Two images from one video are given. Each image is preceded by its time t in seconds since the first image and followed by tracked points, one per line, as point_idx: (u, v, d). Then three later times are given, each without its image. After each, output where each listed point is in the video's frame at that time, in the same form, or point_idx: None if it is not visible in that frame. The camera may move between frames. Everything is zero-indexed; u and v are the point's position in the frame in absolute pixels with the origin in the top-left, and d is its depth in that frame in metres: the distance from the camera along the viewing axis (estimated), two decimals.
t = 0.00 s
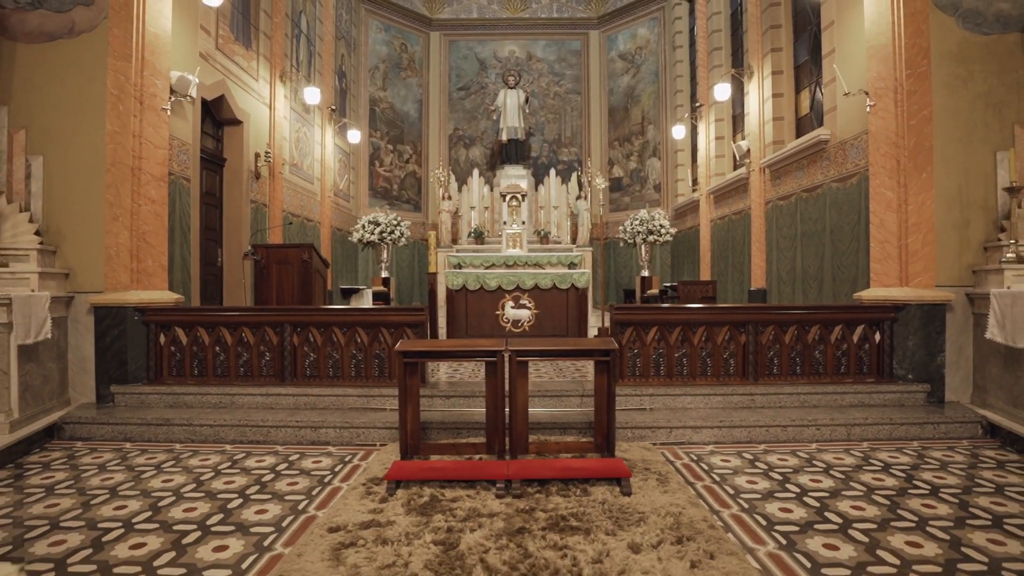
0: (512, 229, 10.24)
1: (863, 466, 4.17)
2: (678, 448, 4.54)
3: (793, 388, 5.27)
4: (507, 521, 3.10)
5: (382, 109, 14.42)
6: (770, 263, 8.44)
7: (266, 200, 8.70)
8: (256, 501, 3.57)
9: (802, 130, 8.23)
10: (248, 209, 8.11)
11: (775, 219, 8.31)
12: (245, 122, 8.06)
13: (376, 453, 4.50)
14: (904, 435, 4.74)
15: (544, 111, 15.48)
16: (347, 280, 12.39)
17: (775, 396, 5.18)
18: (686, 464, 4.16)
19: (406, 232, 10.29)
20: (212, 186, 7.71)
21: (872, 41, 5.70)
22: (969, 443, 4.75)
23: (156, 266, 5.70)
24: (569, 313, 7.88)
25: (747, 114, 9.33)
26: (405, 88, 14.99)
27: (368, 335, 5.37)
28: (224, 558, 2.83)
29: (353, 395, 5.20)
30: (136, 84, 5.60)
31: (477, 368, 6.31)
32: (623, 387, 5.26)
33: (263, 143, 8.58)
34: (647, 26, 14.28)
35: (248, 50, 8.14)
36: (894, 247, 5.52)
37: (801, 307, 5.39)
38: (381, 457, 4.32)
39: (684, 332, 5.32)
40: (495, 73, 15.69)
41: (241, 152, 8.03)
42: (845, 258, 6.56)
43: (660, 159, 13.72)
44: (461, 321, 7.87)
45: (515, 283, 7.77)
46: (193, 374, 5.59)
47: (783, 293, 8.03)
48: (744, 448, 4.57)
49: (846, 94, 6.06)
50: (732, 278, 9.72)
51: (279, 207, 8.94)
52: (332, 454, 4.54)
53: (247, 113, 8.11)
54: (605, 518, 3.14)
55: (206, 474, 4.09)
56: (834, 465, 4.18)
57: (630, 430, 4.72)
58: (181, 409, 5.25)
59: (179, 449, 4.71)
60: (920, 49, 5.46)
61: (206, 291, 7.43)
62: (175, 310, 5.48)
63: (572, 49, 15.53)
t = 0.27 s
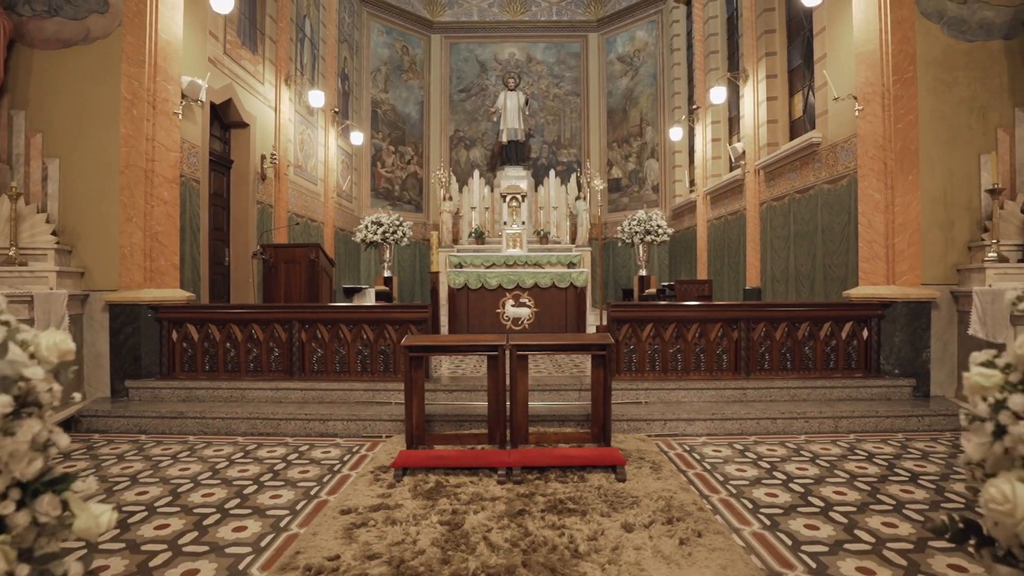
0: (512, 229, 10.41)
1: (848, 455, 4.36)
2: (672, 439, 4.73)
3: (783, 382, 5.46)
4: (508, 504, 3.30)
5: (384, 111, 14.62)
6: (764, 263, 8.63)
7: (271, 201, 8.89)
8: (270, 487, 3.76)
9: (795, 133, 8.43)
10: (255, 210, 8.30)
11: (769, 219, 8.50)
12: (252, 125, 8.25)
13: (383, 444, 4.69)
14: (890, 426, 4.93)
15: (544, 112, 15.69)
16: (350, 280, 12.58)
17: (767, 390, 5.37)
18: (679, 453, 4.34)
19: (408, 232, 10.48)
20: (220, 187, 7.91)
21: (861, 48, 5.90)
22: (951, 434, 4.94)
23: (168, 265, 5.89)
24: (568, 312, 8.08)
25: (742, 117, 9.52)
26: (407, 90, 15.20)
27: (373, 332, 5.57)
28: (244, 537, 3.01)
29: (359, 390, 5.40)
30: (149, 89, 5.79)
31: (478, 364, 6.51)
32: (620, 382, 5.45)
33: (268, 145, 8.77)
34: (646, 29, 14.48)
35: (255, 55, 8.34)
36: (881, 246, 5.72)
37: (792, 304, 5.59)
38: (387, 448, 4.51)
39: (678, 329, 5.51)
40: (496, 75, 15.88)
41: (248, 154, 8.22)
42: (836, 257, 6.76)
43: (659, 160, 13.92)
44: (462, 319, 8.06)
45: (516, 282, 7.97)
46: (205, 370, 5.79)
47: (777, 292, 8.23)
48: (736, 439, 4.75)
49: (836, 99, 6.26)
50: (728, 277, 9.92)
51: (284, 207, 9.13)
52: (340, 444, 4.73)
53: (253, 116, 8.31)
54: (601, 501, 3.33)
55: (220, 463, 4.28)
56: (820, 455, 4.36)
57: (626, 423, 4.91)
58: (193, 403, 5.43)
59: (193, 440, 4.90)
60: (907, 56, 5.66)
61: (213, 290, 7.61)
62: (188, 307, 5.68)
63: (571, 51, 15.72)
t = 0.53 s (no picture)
0: (512, 230, 10.57)
1: (835, 448, 4.53)
2: (667, 433, 4.90)
3: (775, 379, 5.63)
4: (509, 493, 3.46)
5: (385, 112, 14.79)
6: (760, 263, 8.80)
7: (276, 202, 9.06)
8: (280, 477, 3.92)
9: (789, 136, 8.60)
10: (260, 211, 8.46)
11: (765, 220, 8.67)
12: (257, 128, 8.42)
13: (387, 438, 4.86)
14: (877, 421, 5.09)
15: (543, 114, 15.86)
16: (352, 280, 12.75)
17: (759, 387, 5.54)
18: (673, 446, 4.51)
19: (409, 233, 10.65)
20: (226, 189, 8.08)
21: (851, 54, 6.07)
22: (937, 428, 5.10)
23: (178, 265, 6.06)
24: (567, 311, 8.26)
25: (738, 120, 9.70)
26: (408, 93, 15.38)
27: (378, 330, 5.74)
28: (259, 523, 3.18)
29: (364, 386, 5.56)
30: (160, 94, 5.96)
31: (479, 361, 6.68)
32: (617, 378, 5.61)
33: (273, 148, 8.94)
34: (644, 31, 14.65)
35: (260, 59, 8.51)
36: (871, 247, 5.89)
37: (784, 304, 5.76)
38: (392, 441, 4.67)
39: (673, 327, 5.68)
40: (496, 77, 16.04)
41: (253, 157, 8.39)
42: (828, 257, 6.93)
43: (657, 162, 14.09)
44: (463, 318, 8.23)
45: (516, 282, 8.15)
46: (214, 367, 5.94)
47: (772, 291, 8.39)
48: (729, 433, 4.92)
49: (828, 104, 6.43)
50: (724, 278, 10.09)
51: (288, 209, 9.30)
52: (347, 438, 4.90)
53: (258, 119, 8.47)
54: (597, 490, 3.50)
55: (231, 456, 4.45)
56: (809, 448, 4.52)
57: (623, 418, 5.08)
58: (203, 398, 5.58)
59: (204, 435, 5.06)
60: (895, 62, 5.83)
61: (220, 289, 7.78)
62: (197, 306, 5.84)
63: (571, 54, 15.89)
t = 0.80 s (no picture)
0: (512, 231, 10.74)
1: (823, 441, 4.68)
2: (661, 427, 5.06)
3: (767, 376, 5.79)
4: (509, 482, 3.63)
5: (387, 114, 14.96)
6: (755, 263, 8.96)
7: (280, 204, 9.22)
8: (289, 468, 4.08)
9: (784, 138, 8.77)
10: (264, 212, 8.61)
11: (760, 221, 8.82)
12: (261, 131, 8.58)
13: (392, 432, 5.02)
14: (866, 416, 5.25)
15: (543, 116, 16.03)
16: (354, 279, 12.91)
17: (752, 383, 5.69)
18: (667, 440, 4.66)
19: (411, 233, 10.82)
20: (232, 190, 8.24)
21: (842, 61, 6.23)
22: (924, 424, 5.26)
23: (187, 265, 6.23)
24: (565, 310, 8.43)
25: (734, 122, 9.86)
26: (409, 95, 15.55)
27: (381, 329, 5.91)
28: (271, 510, 3.34)
29: (368, 383, 5.72)
30: (169, 99, 6.13)
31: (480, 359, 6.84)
32: (613, 376, 5.78)
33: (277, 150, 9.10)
34: (642, 34, 14.82)
35: (265, 63, 8.68)
36: (861, 248, 6.06)
37: (777, 302, 5.92)
38: (396, 436, 4.84)
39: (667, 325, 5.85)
40: (496, 79, 16.20)
41: (258, 159, 8.55)
42: (820, 258, 7.09)
43: (655, 163, 14.26)
44: (464, 317, 8.40)
45: (515, 282, 8.32)
46: (222, 364, 6.07)
47: (766, 291, 8.56)
48: (722, 428, 5.07)
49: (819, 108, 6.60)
50: (721, 278, 10.25)
51: (292, 210, 9.46)
52: (351, 433, 5.06)
53: (263, 122, 8.64)
54: (593, 480, 3.67)
55: (240, 449, 4.60)
56: (798, 441, 4.68)
57: (619, 413, 5.23)
58: (212, 395, 5.73)
59: (213, 429, 5.22)
60: (884, 69, 6.00)
61: (225, 289, 7.93)
62: (205, 305, 5.98)
63: (570, 56, 16.05)
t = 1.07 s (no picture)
0: (512, 231, 10.89)
1: (814, 436, 4.83)
2: (657, 423, 5.21)
3: (761, 373, 5.94)
4: (508, 474, 3.79)
5: (388, 116, 15.13)
6: (751, 263, 9.11)
7: (284, 205, 9.38)
8: (297, 461, 4.23)
9: (778, 140, 8.93)
10: (268, 214, 8.75)
11: (755, 222, 8.98)
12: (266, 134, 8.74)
13: (395, 427, 5.17)
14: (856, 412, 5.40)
15: (542, 117, 16.19)
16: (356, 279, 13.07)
17: (745, 380, 5.84)
18: (662, 435, 4.81)
19: (412, 234, 10.97)
20: (237, 192, 8.40)
21: (833, 66, 6.38)
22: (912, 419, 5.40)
23: (195, 265, 6.37)
24: (564, 309, 8.59)
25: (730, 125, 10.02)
26: (410, 96, 15.71)
27: (384, 327, 6.06)
28: (282, 499, 3.49)
29: (371, 380, 5.88)
30: (177, 103, 6.28)
31: (480, 357, 7.00)
32: (610, 373, 5.93)
33: (281, 152, 9.27)
34: (641, 37, 14.99)
35: (269, 67, 8.84)
36: (851, 249, 6.21)
37: (770, 301, 6.07)
38: (400, 430, 4.99)
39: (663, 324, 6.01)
40: (496, 81, 16.35)
41: (262, 161, 8.70)
42: (813, 258, 7.24)
43: (653, 164, 14.43)
44: (464, 316, 8.56)
45: (515, 282, 8.48)
46: (229, 362, 6.20)
47: (761, 290, 8.71)
48: (715, 423, 5.22)
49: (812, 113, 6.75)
50: (717, 277, 10.40)
51: (295, 211, 9.62)
52: (356, 428, 5.21)
53: (267, 125, 8.79)
54: (589, 472, 3.83)
55: (249, 443, 4.75)
56: (789, 436, 4.83)
57: (615, 409, 5.39)
58: (219, 392, 5.88)
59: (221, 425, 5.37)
60: (874, 74, 6.15)
61: (230, 288, 8.08)
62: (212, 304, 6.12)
63: (569, 58, 16.20)
